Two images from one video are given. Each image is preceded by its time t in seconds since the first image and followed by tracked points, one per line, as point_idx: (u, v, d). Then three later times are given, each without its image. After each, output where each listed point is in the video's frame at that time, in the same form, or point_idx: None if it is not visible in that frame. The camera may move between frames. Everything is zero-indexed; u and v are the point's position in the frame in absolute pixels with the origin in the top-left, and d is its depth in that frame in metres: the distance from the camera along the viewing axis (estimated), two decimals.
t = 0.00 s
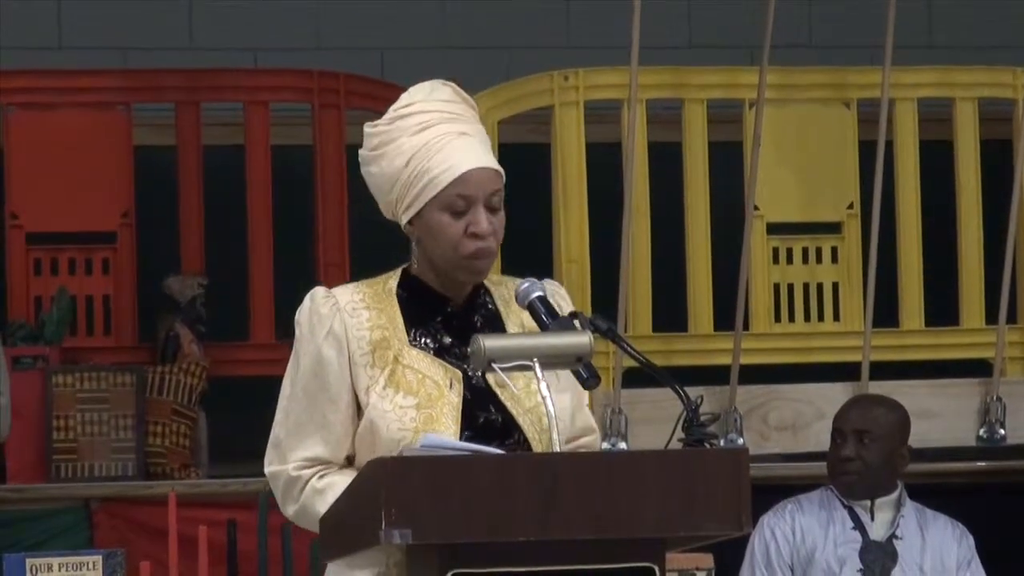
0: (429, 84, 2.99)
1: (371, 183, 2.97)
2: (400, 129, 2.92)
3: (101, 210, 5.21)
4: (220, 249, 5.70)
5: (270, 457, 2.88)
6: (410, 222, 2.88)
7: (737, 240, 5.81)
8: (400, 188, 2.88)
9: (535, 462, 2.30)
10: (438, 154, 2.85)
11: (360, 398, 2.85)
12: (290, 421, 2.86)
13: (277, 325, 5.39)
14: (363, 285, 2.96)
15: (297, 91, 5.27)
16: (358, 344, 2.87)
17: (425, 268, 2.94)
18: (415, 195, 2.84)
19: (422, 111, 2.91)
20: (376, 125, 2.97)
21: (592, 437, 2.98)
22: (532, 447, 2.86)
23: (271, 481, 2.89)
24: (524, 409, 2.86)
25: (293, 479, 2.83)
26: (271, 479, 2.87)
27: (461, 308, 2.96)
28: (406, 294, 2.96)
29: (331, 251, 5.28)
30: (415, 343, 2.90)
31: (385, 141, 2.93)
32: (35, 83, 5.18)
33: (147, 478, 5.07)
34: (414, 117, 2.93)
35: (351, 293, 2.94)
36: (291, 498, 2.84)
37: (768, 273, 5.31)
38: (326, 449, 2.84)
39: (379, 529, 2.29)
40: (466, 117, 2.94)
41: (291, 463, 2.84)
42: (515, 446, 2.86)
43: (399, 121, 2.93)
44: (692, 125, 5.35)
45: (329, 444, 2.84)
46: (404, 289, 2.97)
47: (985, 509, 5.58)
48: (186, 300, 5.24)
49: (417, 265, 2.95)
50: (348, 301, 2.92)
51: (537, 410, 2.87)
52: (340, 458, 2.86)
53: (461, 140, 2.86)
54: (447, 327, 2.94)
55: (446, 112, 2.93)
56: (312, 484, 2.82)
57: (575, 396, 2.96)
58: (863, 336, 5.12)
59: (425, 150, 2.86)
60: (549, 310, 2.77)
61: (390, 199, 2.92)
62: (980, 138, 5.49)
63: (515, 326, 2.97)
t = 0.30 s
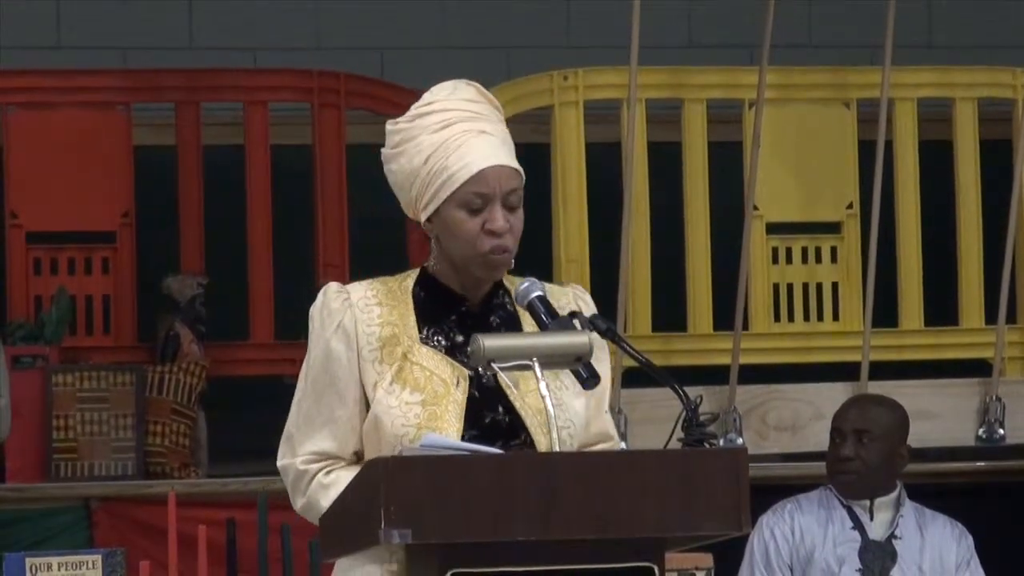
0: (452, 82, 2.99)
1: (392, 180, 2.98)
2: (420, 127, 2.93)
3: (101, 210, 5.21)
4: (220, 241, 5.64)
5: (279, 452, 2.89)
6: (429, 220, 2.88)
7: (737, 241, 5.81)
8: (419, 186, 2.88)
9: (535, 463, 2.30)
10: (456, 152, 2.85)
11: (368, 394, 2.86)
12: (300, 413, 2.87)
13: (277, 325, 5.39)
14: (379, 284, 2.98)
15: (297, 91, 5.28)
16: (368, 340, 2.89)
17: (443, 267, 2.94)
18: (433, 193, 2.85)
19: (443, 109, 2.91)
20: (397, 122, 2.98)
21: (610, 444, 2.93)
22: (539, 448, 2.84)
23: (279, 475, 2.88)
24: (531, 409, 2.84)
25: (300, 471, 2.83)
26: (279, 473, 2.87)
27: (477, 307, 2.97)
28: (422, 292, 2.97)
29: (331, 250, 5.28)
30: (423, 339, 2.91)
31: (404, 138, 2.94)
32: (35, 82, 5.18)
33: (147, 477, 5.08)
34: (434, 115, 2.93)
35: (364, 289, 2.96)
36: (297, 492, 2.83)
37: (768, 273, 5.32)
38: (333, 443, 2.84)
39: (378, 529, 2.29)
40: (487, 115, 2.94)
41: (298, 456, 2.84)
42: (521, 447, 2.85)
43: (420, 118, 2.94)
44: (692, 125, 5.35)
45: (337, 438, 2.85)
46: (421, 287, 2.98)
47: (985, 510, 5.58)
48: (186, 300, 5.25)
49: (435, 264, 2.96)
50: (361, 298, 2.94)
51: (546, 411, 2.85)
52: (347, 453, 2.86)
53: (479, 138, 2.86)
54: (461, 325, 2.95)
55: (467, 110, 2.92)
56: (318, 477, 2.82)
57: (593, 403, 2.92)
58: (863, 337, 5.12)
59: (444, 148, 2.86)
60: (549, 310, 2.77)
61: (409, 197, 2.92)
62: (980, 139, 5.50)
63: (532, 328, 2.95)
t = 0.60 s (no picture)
0: (460, 82, 3.01)
1: (401, 181, 2.99)
2: (428, 124, 2.94)
3: (100, 206, 5.20)
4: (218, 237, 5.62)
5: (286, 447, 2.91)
6: (438, 215, 2.89)
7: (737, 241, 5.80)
8: (427, 181, 2.89)
9: (535, 460, 2.31)
10: (463, 145, 2.86)
11: (373, 391, 2.88)
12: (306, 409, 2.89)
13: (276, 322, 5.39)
14: (389, 282, 2.99)
15: (297, 89, 5.28)
16: (374, 336, 2.90)
17: (452, 264, 2.94)
18: (440, 185, 2.86)
19: (451, 106, 2.93)
20: (406, 123, 2.99)
21: (618, 446, 2.94)
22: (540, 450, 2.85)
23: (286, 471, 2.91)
24: (533, 412, 2.84)
25: (304, 466, 2.85)
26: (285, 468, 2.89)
27: (486, 307, 2.96)
28: (433, 290, 2.97)
29: (331, 248, 5.29)
30: (429, 337, 2.92)
31: (412, 137, 2.95)
32: (36, 79, 5.17)
33: (146, 475, 5.07)
34: (442, 113, 2.95)
35: (373, 287, 2.98)
36: (302, 487, 2.85)
37: (767, 273, 5.32)
38: (337, 439, 2.86)
39: (377, 526, 2.29)
40: (496, 111, 2.95)
41: (303, 452, 2.86)
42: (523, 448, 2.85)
43: (428, 116, 2.95)
44: (692, 124, 5.36)
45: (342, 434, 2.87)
46: (431, 285, 2.98)
47: (983, 510, 5.58)
48: (185, 296, 5.27)
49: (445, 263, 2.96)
50: (370, 295, 2.96)
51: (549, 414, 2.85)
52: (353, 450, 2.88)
53: (486, 131, 2.87)
54: (469, 325, 2.95)
55: (475, 106, 2.94)
56: (322, 472, 2.84)
57: (600, 406, 2.94)
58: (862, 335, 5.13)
59: (451, 142, 2.88)
60: (548, 309, 2.77)
61: (418, 195, 2.93)
62: (980, 141, 5.50)
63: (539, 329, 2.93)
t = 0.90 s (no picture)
0: (458, 79, 3.07)
1: (401, 177, 3.04)
2: (426, 120, 3.00)
3: (98, 200, 5.21)
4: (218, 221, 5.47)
5: (290, 441, 2.94)
6: (440, 208, 2.94)
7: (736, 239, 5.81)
8: (428, 175, 2.95)
9: (533, 452, 2.31)
10: (463, 138, 2.92)
11: (375, 384, 2.92)
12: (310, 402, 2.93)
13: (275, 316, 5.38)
14: (392, 276, 3.03)
15: (297, 82, 5.35)
16: (377, 330, 2.94)
17: (455, 258, 2.99)
18: (442, 178, 2.91)
19: (450, 101, 2.99)
20: (403, 120, 3.05)
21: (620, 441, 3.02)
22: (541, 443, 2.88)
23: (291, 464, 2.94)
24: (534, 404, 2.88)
25: (306, 459, 2.88)
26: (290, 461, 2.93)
27: (489, 302, 2.99)
28: (437, 285, 3.01)
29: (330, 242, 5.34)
30: (433, 331, 2.97)
31: (411, 133, 3.01)
32: (36, 73, 5.19)
33: (144, 469, 5.10)
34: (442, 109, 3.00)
35: (377, 281, 3.01)
36: (304, 480, 2.89)
37: (766, 267, 5.32)
38: (339, 432, 2.90)
39: (374, 522, 2.29)
40: (494, 104, 3.01)
41: (306, 445, 2.90)
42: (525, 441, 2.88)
43: (427, 112, 3.01)
44: (691, 119, 5.39)
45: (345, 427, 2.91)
46: (434, 280, 3.02)
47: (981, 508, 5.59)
48: (182, 291, 5.19)
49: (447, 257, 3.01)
50: (373, 289, 3.00)
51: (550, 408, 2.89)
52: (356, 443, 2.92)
53: (486, 123, 2.93)
54: (472, 319, 2.99)
55: (473, 99, 3.00)
56: (323, 466, 2.87)
57: (603, 403, 3.03)
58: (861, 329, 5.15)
59: (450, 135, 2.93)
60: (547, 303, 2.77)
61: (419, 190, 2.99)
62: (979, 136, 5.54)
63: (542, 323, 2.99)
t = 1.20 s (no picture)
0: (443, 75, 3.13)
1: (397, 179, 3.12)
2: (415, 120, 3.07)
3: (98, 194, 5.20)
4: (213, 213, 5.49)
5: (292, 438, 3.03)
6: (436, 207, 3.02)
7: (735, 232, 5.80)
8: (421, 175, 3.03)
9: (533, 445, 2.32)
10: (451, 136, 2.99)
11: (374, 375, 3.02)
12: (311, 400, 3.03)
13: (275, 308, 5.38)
14: (389, 272, 3.12)
15: (296, 75, 5.29)
16: (372, 324, 3.03)
17: (454, 254, 3.07)
18: (435, 178, 2.99)
19: (436, 99, 3.05)
20: (393, 122, 3.12)
21: (626, 433, 3.01)
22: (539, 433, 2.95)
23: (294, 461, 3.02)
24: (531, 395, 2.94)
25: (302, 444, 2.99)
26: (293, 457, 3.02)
27: (489, 293, 3.06)
28: (436, 278, 3.09)
29: (328, 234, 5.31)
30: (429, 322, 3.04)
31: (402, 134, 3.08)
32: (36, 64, 5.17)
33: (143, 461, 5.07)
34: (428, 107, 3.07)
35: (373, 279, 3.10)
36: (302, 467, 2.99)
37: (766, 261, 5.31)
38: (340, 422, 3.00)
39: (374, 514, 2.30)
40: (480, 97, 3.07)
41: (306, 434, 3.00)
42: (522, 430, 2.94)
43: (415, 112, 3.08)
44: (691, 109, 5.37)
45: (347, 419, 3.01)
46: (435, 274, 3.10)
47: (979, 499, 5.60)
48: (182, 283, 5.21)
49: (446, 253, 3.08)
50: (369, 286, 3.09)
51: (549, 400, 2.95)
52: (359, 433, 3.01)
53: (472, 118, 3.00)
54: (471, 311, 3.05)
55: (459, 95, 3.06)
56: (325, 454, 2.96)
57: (608, 394, 3.03)
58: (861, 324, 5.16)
59: (439, 134, 3.01)
60: (547, 296, 2.78)
61: (415, 191, 3.07)
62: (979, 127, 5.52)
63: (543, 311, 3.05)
